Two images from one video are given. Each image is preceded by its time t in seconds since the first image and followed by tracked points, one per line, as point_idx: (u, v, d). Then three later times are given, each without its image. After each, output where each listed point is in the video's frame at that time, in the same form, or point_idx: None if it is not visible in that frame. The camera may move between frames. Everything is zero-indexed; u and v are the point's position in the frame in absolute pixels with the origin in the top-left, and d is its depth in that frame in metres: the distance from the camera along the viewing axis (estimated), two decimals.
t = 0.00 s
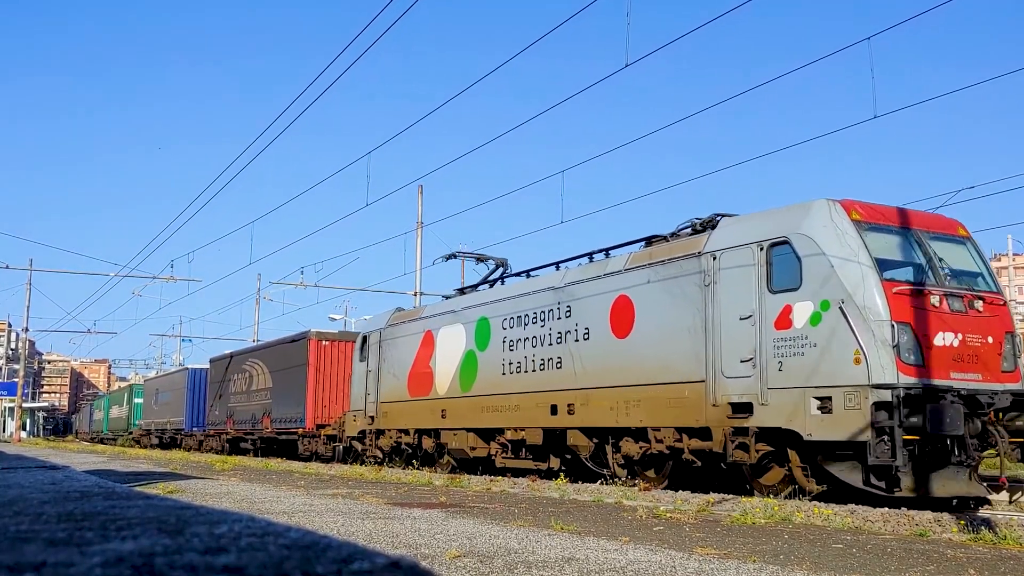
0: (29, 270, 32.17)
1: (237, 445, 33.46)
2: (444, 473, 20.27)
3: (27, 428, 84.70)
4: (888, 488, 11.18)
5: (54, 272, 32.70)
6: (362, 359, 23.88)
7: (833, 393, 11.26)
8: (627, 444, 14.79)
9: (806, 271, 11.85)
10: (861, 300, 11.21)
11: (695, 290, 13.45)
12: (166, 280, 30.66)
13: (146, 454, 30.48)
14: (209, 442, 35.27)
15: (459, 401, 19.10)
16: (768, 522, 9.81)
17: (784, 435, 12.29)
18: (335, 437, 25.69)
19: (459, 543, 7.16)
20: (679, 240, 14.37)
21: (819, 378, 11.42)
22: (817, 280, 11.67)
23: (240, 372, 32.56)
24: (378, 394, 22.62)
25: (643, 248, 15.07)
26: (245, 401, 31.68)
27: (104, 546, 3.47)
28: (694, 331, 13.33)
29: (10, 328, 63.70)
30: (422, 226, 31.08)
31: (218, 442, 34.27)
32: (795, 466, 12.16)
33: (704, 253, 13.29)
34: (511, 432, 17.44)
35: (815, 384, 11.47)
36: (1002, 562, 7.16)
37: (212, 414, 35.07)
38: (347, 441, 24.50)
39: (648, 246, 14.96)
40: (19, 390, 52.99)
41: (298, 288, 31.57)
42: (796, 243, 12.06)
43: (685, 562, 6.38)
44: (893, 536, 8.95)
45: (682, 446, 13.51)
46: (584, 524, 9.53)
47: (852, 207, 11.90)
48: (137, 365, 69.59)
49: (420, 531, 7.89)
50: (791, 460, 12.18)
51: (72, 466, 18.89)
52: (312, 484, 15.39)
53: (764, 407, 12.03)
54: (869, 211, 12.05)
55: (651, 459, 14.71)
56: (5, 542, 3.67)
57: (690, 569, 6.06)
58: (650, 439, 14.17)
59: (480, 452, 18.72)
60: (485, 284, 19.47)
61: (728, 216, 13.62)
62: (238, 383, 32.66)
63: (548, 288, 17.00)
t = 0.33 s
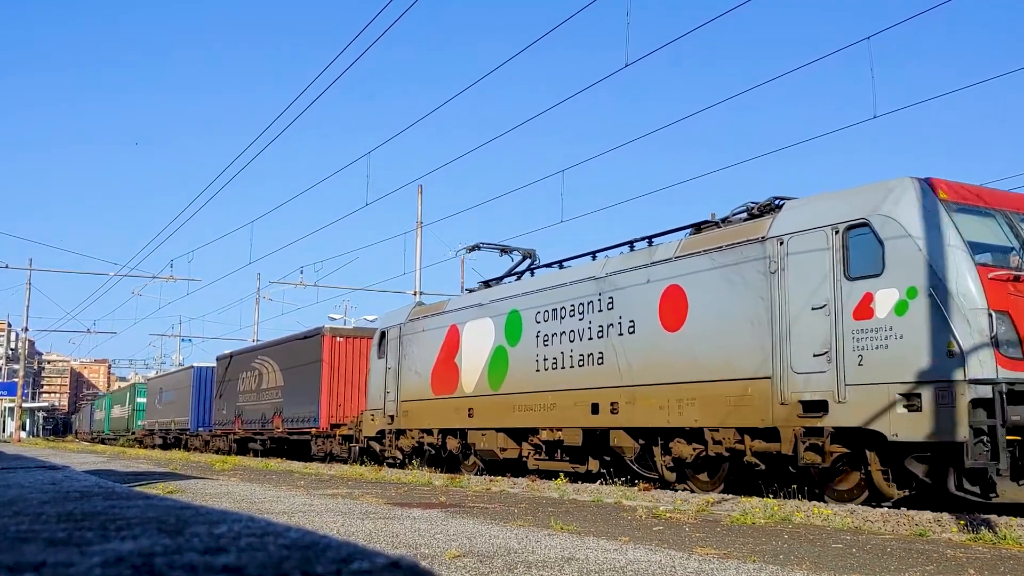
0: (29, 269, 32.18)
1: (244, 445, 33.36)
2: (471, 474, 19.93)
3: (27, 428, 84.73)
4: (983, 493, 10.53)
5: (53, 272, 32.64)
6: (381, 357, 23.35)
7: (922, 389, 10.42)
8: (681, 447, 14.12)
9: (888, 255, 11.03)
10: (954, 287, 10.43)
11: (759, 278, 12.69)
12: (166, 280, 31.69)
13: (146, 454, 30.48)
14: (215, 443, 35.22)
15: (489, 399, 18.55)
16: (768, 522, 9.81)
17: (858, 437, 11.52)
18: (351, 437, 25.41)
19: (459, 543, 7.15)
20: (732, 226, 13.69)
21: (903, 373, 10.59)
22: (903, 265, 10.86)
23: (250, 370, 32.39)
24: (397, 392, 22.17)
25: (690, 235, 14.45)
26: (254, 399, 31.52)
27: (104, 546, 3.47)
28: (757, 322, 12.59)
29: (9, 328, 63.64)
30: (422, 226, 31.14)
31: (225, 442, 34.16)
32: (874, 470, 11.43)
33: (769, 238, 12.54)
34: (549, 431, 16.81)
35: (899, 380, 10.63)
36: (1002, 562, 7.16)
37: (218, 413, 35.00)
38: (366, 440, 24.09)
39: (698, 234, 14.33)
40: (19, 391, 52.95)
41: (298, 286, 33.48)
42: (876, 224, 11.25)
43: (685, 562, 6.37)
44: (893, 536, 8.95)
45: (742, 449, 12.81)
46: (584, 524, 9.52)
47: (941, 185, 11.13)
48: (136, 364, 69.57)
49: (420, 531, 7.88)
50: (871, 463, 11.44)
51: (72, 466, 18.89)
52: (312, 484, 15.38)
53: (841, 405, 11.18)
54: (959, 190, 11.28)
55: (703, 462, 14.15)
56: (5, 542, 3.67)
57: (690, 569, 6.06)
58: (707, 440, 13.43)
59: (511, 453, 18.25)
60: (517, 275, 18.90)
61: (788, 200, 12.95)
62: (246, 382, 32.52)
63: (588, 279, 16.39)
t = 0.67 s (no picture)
0: (29, 270, 32.25)
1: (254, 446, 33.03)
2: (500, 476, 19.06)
3: (27, 428, 84.60)
4: None
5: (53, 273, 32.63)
6: (403, 353, 22.47)
7: None
8: (744, 448, 13.20)
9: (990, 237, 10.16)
10: None
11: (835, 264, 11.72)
12: (166, 279, 31.78)
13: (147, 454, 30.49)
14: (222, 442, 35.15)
15: (525, 397, 17.59)
16: (768, 522, 9.81)
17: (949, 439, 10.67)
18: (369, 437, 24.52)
19: (459, 543, 7.15)
20: (797, 211, 12.78)
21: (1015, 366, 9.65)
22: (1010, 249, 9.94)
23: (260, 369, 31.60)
24: (421, 390, 21.30)
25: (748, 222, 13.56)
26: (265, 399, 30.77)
27: (104, 546, 3.47)
28: (828, 309, 11.71)
29: (9, 329, 63.60)
30: (422, 226, 31.17)
31: (234, 442, 33.94)
32: (970, 472, 10.52)
33: (848, 221, 11.57)
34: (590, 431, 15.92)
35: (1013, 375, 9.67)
36: (1002, 562, 7.16)
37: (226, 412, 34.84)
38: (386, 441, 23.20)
39: (757, 219, 13.45)
40: (19, 391, 52.92)
41: (298, 288, 33.10)
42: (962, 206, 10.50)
43: (686, 562, 6.38)
44: (893, 536, 8.95)
45: (816, 450, 11.97)
46: (584, 524, 9.52)
47: None
48: (137, 364, 69.52)
49: (420, 530, 7.88)
50: (966, 465, 10.55)
51: (73, 466, 18.92)
52: (312, 484, 15.38)
53: (936, 402, 10.23)
54: None
55: (766, 465, 13.31)
56: (5, 542, 3.67)
57: (690, 569, 6.06)
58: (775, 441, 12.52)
59: (547, 454, 17.41)
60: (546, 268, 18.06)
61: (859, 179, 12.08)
62: (256, 381, 31.78)
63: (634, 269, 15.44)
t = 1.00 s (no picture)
0: (28, 269, 32.22)
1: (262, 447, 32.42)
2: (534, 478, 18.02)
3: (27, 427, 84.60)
4: None
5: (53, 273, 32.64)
6: (427, 350, 21.46)
7: None
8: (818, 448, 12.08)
9: None
10: None
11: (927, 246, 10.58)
12: (167, 280, 31.91)
13: (147, 454, 30.46)
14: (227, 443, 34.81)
15: (562, 396, 16.44)
16: (768, 522, 9.79)
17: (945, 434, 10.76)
18: (388, 437, 23.40)
19: (459, 543, 7.14)
20: (872, 191, 11.68)
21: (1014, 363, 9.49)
22: None
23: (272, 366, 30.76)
24: (447, 388, 20.23)
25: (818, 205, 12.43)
26: (277, 398, 29.90)
27: (104, 546, 3.46)
28: (856, 305, 11.28)
29: (9, 329, 63.51)
30: (422, 226, 31.18)
31: (242, 442, 33.32)
32: None
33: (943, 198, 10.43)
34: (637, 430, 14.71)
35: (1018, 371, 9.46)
36: (1002, 562, 7.15)
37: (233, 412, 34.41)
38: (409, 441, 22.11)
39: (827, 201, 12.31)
40: (19, 390, 52.80)
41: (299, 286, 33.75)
42: (982, 198, 10.12)
43: (685, 562, 6.37)
44: (893, 536, 8.94)
45: (905, 452, 10.82)
46: (584, 524, 9.50)
47: None
48: (137, 364, 69.50)
49: (420, 530, 7.87)
50: None
51: (73, 466, 18.89)
52: (312, 484, 15.34)
53: None
54: None
55: (841, 470, 12.21)
56: (5, 542, 3.67)
57: (690, 569, 6.05)
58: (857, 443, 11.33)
59: (586, 456, 16.24)
60: (584, 256, 16.80)
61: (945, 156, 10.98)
62: (268, 380, 30.93)
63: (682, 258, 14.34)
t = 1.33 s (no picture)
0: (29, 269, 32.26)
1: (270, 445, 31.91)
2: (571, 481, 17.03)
3: (26, 427, 84.52)
4: None
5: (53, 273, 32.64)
6: (453, 345, 20.43)
7: None
8: (905, 450, 11.07)
9: None
10: None
11: None
12: (166, 279, 32.83)
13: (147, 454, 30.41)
14: (235, 443, 34.46)
15: (607, 392, 15.32)
16: (768, 522, 9.78)
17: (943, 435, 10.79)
18: (409, 437, 22.46)
19: (459, 543, 7.13)
20: (965, 167, 10.63)
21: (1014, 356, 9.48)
22: None
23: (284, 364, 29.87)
24: (474, 386, 19.23)
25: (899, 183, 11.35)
26: (289, 397, 29.01)
27: (103, 546, 3.45)
28: (926, 296, 10.46)
29: (8, 329, 63.44)
30: (422, 227, 31.35)
31: (251, 442, 32.74)
32: None
33: None
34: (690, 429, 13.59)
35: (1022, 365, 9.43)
36: (1002, 562, 7.14)
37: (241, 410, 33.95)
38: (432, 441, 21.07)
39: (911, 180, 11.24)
40: (19, 390, 52.67)
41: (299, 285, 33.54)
42: None
43: (686, 562, 6.36)
44: (893, 536, 8.92)
45: (1012, 455, 9.80)
46: (584, 523, 9.47)
47: None
48: (136, 364, 69.43)
49: (420, 530, 7.86)
50: None
51: (73, 466, 18.86)
52: (312, 483, 15.30)
53: None
54: None
55: (931, 473, 11.23)
56: (4, 542, 3.66)
57: (690, 569, 6.04)
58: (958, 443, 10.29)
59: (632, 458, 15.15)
60: (626, 245, 15.77)
61: None
62: (279, 378, 30.02)
63: (740, 244, 13.25)
